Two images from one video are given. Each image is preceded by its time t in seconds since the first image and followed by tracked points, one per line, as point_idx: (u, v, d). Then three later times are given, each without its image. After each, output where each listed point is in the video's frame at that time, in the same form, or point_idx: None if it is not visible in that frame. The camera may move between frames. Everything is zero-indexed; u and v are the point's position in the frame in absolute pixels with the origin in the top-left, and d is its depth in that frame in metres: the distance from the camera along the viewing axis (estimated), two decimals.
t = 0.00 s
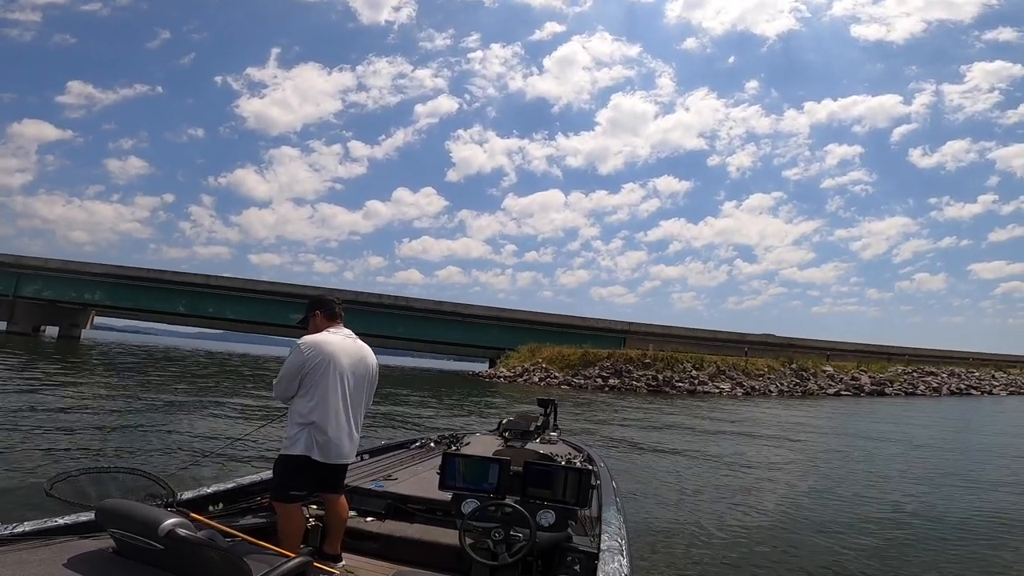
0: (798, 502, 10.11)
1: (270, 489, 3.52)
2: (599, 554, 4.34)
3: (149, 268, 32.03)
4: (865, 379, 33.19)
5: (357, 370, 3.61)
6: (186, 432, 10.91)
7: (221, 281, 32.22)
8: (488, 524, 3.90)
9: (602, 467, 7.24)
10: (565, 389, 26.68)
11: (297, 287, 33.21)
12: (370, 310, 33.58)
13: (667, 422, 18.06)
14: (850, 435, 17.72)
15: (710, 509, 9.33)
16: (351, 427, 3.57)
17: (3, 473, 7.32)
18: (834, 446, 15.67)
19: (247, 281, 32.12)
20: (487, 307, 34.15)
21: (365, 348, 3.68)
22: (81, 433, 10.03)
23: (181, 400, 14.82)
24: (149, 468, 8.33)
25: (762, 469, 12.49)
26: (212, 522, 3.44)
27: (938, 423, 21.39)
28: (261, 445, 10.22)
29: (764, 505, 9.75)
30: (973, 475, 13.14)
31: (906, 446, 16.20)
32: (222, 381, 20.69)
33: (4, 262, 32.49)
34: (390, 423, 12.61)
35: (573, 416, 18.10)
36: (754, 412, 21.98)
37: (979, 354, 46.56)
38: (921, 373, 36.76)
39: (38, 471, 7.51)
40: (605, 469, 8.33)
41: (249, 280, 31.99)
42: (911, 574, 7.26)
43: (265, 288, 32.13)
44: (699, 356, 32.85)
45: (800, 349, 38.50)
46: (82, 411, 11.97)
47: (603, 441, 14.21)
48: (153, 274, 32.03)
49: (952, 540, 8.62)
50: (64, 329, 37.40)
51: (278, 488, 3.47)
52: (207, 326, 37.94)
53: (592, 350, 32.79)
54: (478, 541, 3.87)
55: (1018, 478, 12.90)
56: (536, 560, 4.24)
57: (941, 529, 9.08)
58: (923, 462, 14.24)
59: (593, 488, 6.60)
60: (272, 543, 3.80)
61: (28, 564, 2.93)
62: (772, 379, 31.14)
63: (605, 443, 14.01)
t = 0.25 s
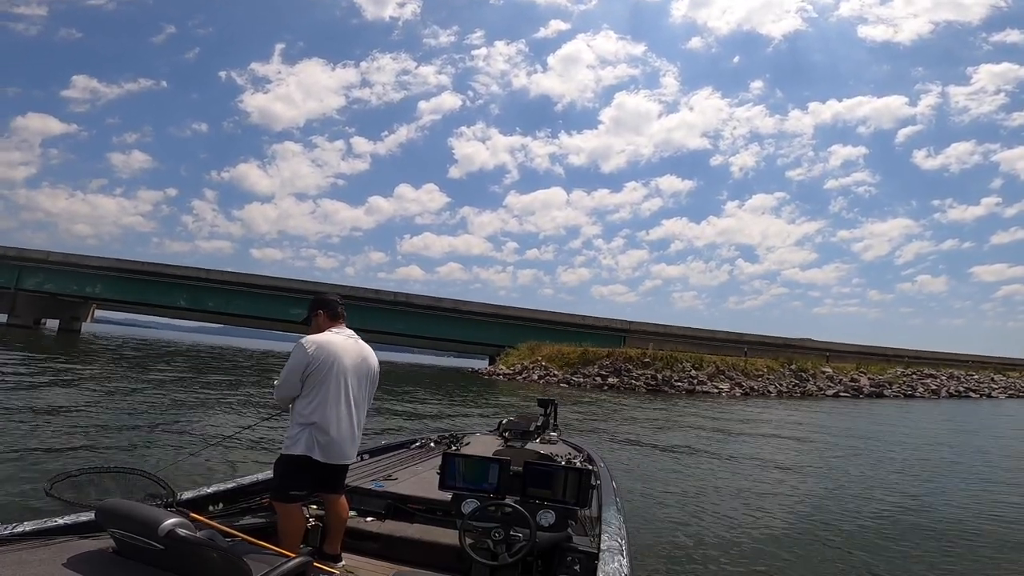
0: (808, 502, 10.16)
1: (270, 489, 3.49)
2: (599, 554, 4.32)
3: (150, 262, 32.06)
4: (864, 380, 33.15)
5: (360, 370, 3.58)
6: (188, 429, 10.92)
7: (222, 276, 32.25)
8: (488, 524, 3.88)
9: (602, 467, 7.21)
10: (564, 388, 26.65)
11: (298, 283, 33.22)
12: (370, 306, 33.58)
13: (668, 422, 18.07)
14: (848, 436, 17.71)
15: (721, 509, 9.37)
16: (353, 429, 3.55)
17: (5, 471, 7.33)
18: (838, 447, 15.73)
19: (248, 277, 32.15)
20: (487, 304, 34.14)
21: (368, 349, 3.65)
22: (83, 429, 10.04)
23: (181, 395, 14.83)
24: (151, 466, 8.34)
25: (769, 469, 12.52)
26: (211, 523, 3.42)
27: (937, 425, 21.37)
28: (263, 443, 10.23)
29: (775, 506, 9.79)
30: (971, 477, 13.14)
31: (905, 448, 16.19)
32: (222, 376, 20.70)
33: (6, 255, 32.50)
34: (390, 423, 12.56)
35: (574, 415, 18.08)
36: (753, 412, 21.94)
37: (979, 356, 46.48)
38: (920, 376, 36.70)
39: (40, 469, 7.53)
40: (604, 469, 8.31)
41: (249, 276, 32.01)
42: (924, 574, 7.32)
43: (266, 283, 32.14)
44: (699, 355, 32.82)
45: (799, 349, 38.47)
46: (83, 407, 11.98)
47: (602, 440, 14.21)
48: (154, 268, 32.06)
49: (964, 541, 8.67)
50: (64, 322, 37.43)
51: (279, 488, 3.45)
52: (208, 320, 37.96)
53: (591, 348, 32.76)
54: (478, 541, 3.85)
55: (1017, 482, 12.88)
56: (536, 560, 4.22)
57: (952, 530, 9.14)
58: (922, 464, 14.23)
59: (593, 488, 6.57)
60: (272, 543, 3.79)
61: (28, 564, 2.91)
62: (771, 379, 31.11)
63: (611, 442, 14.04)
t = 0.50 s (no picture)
0: (821, 503, 10.23)
1: (271, 490, 3.49)
2: (600, 554, 4.31)
3: (149, 262, 32.05)
4: (863, 382, 33.14)
5: (360, 370, 3.58)
6: (189, 428, 10.95)
7: (221, 276, 32.25)
8: (488, 524, 3.88)
9: (602, 467, 7.21)
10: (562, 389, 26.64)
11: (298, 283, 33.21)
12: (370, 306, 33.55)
13: (669, 423, 18.07)
14: (847, 437, 17.71)
15: (736, 510, 9.43)
16: (354, 429, 3.54)
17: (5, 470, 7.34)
18: (841, 448, 15.83)
19: (247, 277, 32.15)
20: (486, 305, 34.14)
21: (369, 349, 3.65)
22: (83, 428, 10.05)
23: (180, 395, 14.84)
24: (152, 465, 8.36)
25: (778, 470, 12.59)
26: (212, 522, 3.42)
27: (936, 426, 21.37)
28: (263, 442, 10.26)
29: (790, 507, 9.85)
30: (971, 478, 13.14)
31: (905, 450, 16.20)
32: (221, 376, 20.70)
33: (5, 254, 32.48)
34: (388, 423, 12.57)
35: (573, 416, 18.06)
36: (753, 414, 21.94)
37: (977, 358, 46.48)
38: (919, 378, 36.70)
39: (40, 469, 7.54)
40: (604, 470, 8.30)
41: (248, 276, 32.01)
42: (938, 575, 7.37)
43: (266, 284, 32.14)
44: (698, 357, 32.81)
45: (798, 351, 38.47)
46: (84, 406, 12.01)
47: (602, 441, 14.19)
48: (153, 268, 32.05)
49: (976, 542, 8.73)
50: (63, 321, 37.41)
51: (279, 489, 3.44)
52: (207, 320, 37.95)
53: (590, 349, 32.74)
54: (478, 541, 3.84)
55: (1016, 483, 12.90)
56: (536, 560, 4.22)
57: (963, 531, 9.20)
58: (921, 465, 14.23)
59: (593, 489, 6.57)
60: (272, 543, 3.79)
61: (28, 564, 2.90)
62: (770, 381, 31.10)
63: (619, 443, 14.06)
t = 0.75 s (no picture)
0: (834, 504, 10.22)
1: (270, 490, 3.50)
2: (600, 554, 4.33)
3: (147, 267, 32.02)
4: (862, 382, 33.18)
5: (357, 370, 3.58)
6: (188, 430, 10.99)
7: (218, 281, 32.24)
8: (488, 525, 3.89)
9: (602, 467, 7.23)
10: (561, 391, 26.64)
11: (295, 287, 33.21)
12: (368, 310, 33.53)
13: (669, 424, 18.08)
14: (847, 437, 17.73)
15: (736, 510, 9.43)
16: (352, 429, 3.55)
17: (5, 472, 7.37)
18: (840, 446, 15.91)
19: (244, 281, 32.14)
20: (485, 308, 34.14)
21: (365, 348, 3.66)
22: (83, 431, 10.07)
23: (179, 398, 14.85)
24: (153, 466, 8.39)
25: (778, 470, 12.60)
26: (212, 523, 3.43)
27: (936, 426, 21.38)
28: (262, 444, 10.29)
29: (803, 508, 9.83)
30: (971, 477, 13.15)
31: (905, 449, 16.22)
32: (219, 380, 20.69)
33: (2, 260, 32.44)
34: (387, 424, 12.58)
35: (573, 417, 18.05)
36: (752, 414, 21.93)
37: (975, 357, 46.55)
38: (917, 377, 36.75)
39: (39, 471, 7.56)
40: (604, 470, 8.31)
41: (245, 280, 32.00)
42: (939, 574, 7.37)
43: (263, 288, 32.12)
44: (696, 358, 32.85)
45: (797, 351, 38.50)
46: (83, 410, 12.03)
47: (602, 443, 14.18)
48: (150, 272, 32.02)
49: (976, 541, 8.75)
50: (61, 327, 37.35)
51: (277, 489, 3.45)
52: (205, 324, 37.92)
53: (588, 351, 32.75)
54: (478, 541, 3.85)
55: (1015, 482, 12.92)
56: (536, 561, 4.23)
57: (962, 530, 9.22)
58: (921, 465, 14.26)
59: (593, 489, 6.58)
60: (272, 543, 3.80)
61: (28, 564, 2.91)
62: (768, 381, 31.13)
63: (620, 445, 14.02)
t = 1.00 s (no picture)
0: (854, 504, 10.21)
1: (269, 490, 3.53)
2: (600, 554, 4.35)
3: (144, 273, 32.02)
4: (861, 379, 33.24)
5: (352, 369, 3.61)
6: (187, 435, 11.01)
7: (216, 286, 32.24)
8: (488, 525, 3.91)
9: (602, 467, 7.25)
10: (560, 392, 26.66)
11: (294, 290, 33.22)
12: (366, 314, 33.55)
13: (669, 424, 18.07)
14: (847, 435, 17.73)
15: (737, 510, 9.42)
16: (350, 428, 3.57)
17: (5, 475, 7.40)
18: (840, 445, 15.91)
19: (242, 287, 32.14)
20: (483, 310, 34.17)
21: (360, 347, 3.68)
22: (82, 436, 10.11)
23: (178, 404, 14.87)
24: (152, 469, 8.43)
25: (779, 469, 12.60)
26: (212, 523, 3.46)
27: (935, 422, 21.41)
28: (261, 447, 10.32)
29: (815, 507, 9.83)
30: (971, 474, 13.16)
31: (905, 446, 16.23)
32: (217, 385, 20.69)
33: None
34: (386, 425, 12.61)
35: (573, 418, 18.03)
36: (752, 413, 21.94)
37: (974, 353, 46.66)
38: (916, 374, 36.82)
39: (40, 473, 7.60)
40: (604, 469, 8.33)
41: (243, 286, 32.01)
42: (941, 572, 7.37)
43: (261, 292, 32.12)
44: (695, 357, 32.89)
45: (796, 350, 38.56)
46: (82, 415, 12.05)
47: (603, 444, 14.16)
48: (148, 278, 32.01)
49: (976, 538, 8.76)
50: (59, 333, 37.34)
51: (276, 489, 3.48)
52: (203, 329, 37.92)
53: (587, 352, 32.78)
54: (478, 541, 3.88)
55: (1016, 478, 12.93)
56: (536, 560, 4.25)
57: (963, 527, 9.23)
58: (921, 462, 14.26)
59: (593, 488, 6.61)
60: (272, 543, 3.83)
61: (29, 564, 2.94)
62: (767, 380, 31.18)
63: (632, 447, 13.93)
